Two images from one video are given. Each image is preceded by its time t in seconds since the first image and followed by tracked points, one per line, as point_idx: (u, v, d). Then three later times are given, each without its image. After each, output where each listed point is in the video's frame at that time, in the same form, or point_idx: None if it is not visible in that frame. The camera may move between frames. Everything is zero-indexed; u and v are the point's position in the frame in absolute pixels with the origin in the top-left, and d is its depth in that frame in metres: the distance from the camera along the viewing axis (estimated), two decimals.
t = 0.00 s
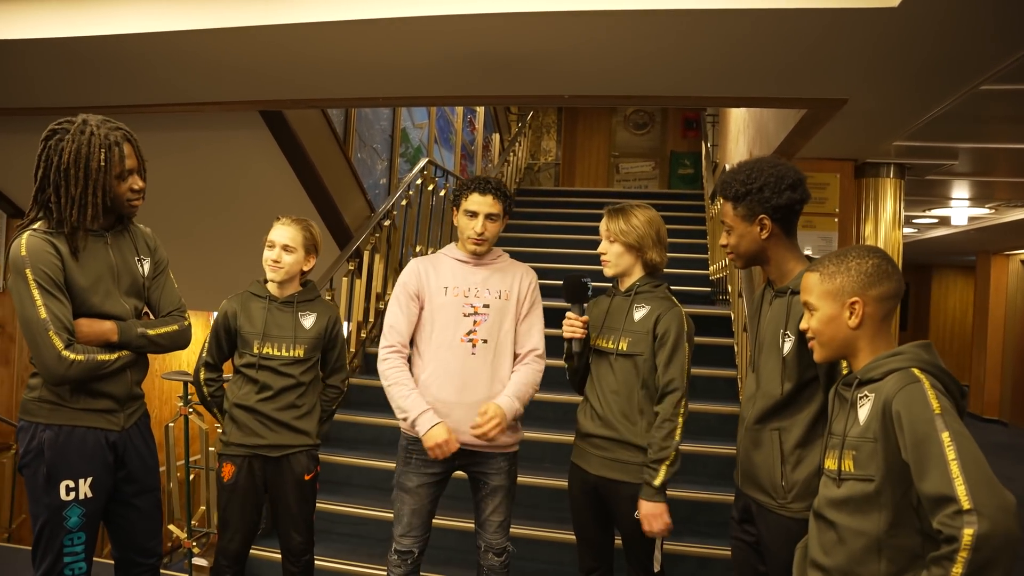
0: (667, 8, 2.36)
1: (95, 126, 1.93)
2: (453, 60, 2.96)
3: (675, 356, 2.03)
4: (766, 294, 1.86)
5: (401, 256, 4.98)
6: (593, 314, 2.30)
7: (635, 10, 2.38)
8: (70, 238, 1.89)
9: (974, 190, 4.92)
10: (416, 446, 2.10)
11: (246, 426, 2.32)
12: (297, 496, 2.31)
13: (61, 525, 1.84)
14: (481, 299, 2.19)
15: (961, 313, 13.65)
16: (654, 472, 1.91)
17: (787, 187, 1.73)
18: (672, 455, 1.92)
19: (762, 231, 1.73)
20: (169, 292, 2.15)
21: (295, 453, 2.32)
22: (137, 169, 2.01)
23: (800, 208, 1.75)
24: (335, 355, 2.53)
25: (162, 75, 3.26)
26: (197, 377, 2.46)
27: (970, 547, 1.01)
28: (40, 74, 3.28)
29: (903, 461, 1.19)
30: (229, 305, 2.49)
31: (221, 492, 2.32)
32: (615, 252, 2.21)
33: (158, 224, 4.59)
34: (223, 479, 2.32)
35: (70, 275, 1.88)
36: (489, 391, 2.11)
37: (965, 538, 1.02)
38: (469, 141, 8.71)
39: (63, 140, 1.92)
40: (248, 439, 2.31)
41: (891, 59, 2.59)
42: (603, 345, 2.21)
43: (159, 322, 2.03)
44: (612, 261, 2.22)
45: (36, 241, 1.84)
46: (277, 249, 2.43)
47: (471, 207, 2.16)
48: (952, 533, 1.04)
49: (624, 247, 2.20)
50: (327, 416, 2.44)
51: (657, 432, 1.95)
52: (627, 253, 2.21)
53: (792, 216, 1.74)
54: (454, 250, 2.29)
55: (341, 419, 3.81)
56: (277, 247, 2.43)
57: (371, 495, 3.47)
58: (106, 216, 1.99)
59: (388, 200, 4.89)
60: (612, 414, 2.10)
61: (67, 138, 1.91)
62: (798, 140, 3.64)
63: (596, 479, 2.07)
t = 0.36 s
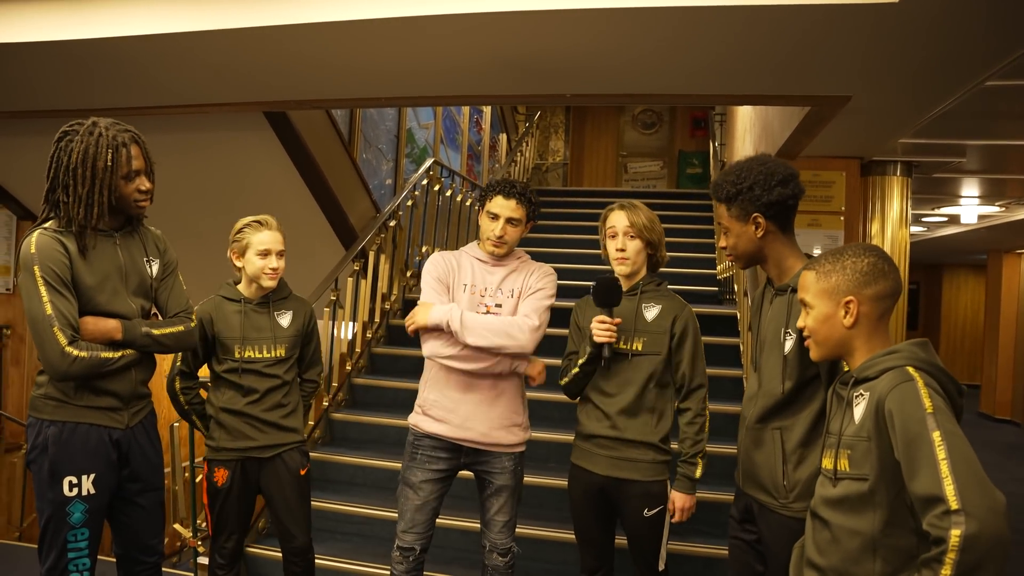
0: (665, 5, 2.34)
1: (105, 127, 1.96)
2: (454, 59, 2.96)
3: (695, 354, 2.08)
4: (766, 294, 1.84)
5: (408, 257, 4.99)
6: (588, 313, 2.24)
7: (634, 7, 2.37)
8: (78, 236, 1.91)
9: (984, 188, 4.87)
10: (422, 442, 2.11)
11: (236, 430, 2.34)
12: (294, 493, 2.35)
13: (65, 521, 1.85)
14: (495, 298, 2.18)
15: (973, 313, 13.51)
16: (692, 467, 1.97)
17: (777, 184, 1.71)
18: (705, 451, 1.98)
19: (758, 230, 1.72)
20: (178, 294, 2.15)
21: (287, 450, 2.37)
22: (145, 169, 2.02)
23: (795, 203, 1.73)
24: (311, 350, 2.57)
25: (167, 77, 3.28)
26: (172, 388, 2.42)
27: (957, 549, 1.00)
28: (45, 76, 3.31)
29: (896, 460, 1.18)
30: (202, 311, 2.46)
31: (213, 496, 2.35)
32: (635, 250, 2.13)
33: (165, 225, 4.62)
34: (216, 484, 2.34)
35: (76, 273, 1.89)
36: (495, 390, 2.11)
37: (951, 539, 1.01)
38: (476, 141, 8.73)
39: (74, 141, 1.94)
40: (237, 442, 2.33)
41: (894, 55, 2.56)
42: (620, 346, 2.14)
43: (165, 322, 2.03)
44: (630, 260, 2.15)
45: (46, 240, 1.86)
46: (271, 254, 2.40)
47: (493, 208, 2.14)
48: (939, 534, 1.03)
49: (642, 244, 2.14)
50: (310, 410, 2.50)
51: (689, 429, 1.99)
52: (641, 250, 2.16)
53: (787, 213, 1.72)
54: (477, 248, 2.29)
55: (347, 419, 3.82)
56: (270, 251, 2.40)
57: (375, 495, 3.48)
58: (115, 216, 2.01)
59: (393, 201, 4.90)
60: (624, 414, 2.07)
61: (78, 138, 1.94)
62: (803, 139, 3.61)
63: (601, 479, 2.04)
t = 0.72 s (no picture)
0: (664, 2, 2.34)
1: (125, 127, 1.99)
2: (456, 57, 2.95)
3: (698, 352, 2.11)
4: (770, 292, 1.83)
5: (415, 255, 5.00)
6: (589, 312, 2.22)
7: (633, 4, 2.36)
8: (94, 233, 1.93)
9: (997, 187, 4.80)
10: (420, 442, 2.12)
11: (236, 427, 2.35)
12: (294, 490, 2.36)
13: (69, 512, 1.86)
14: (493, 296, 2.18)
15: (988, 313, 13.34)
16: (699, 462, 1.96)
17: (754, 188, 1.69)
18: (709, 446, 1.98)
19: (745, 234, 1.73)
20: (191, 295, 2.15)
21: (287, 447, 2.39)
22: (163, 169, 2.03)
23: (777, 206, 1.67)
24: (311, 346, 2.59)
25: (174, 76, 3.31)
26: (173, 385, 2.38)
27: (948, 552, 0.99)
28: (54, 76, 3.35)
29: (891, 461, 1.17)
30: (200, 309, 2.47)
31: (213, 492, 2.36)
32: (638, 245, 2.11)
33: (174, 222, 4.66)
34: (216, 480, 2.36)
35: (89, 268, 1.91)
36: (494, 386, 2.11)
37: (943, 542, 1.00)
38: (485, 140, 8.74)
39: (95, 140, 1.97)
40: (237, 438, 2.34)
41: (899, 52, 2.54)
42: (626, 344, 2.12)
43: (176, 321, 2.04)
44: (633, 257, 2.12)
45: (63, 235, 1.88)
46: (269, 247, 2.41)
47: (496, 209, 2.14)
48: (931, 538, 1.02)
49: (643, 240, 2.12)
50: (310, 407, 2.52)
51: (694, 424, 2.00)
52: (643, 248, 2.14)
53: (774, 215, 1.67)
54: (475, 249, 2.29)
55: (353, 416, 3.84)
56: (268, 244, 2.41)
57: (380, 492, 3.49)
58: (132, 215, 2.03)
59: (400, 199, 4.92)
60: (632, 411, 2.05)
61: (99, 137, 1.97)
62: (809, 137, 3.59)
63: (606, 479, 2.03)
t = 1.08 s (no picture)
0: None
1: (130, 123, 1.98)
2: (449, 52, 2.94)
3: (683, 353, 2.00)
4: (759, 287, 1.83)
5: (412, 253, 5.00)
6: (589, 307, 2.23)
7: None
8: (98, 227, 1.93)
9: (997, 183, 4.78)
10: (411, 443, 2.10)
11: (232, 422, 2.35)
12: (290, 488, 2.34)
13: (67, 505, 1.84)
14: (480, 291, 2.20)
15: (990, 312, 13.29)
16: (669, 466, 1.89)
17: (798, 170, 1.73)
18: (688, 451, 1.89)
19: (769, 209, 1.71)
20: (194, 290, 2.15)
21: (283, 444, 2.36)
22: (166, 165, 2.03)
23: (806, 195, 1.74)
24: (311, 344, 2.58)
25: (169, 72, 3.30)
26: (174, 379, 2.41)
27: (940, 548, 0.97)
28: (50, 73, 3.34)
29: (880, 458, 1.15)
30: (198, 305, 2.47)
31: (211, 488, 2.35)
32: (613, 244, 2.13)
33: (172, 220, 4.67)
34: (212, 476, 2.34)
35: (91, 261, 1.90)
36: (487, 381, 2.11)
37: (936, 538, 0.98)
38: (483, 138, 8.73)
39: (100, 134, 1.97)
40: (235, 435, 2.33)
41: (892, 46, 2.53)
42: (605, 340, 2.13)
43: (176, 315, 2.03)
44: (610, 254, 2.15)
45: (66, 228, 1.88)
46: (267, 244, 2.40)
47: (491, 211, 2.13)
48: (925, 533, 1.00)
49: (622, 239, 2.12)
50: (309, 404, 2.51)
51: (672, 427, 1.91)
52: (625, 245, 2.13)
53: (799, 202, 1.73)
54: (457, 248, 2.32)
55: (350, 414, 3.84)
56: (265, 242, 2.40)
57: (376, 490, 3.48)
58: (135, 211, 2.02)
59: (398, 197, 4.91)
60: (618, 409, 2.05)
61: (104, 131, 1.96)
62: (805, 132, 3.57)
63: (593, 474, 2.04)
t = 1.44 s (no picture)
0: None
1: (139, 121, 1.99)
2: (453, 49, 2.94)
3: (681, 350, 1.97)
4: (762, 280, 1.82)
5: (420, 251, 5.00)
6: (597, 305, 2.23)
7: None
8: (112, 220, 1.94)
9: (1011, 176, 4.72)
10: (416, 440, 2.10)
11: (240, 420, 2.34)
12: (299, 485, 2.35)
13: (84, 501, 1.84)
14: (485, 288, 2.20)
15: (1006, 307, 13.13)
16: (650, 457, 1.87)
17: (819, 171, 1.73)
18: (673, 445, 1.88)
19: (788, 204, 1.69)
20: (208, 279, 2.15)
21: (291, 442, 2.36)
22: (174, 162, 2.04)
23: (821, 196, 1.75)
24: (317, 341, 2.58)
25: (176, 71, 3.32)
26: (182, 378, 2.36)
27: (952, 535, 0.96)
28: (59, 74, 3.37)
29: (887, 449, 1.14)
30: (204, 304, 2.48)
31: (220, 486, 2.35)
32: (614, 242, 2.13)
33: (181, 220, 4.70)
34: (221, 474, 2.35)
35: (108, 249, 1.90)
36: (491, 379, 2.10)
37: (948, 524, 0.97)
38: (492, 135, 8.72)
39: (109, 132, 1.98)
40: (243, 433, 2.33)
41: (900, 37, 2.50)
42: (606, 334, 2.15)
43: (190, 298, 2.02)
44: (611, 251, 2.15)
45: (81, 221, 1.89)
46: (277, 242, 2.41)
47: (504, 215, 2.13)
48: (936, 519, 0.98)
49: (623, 236, 2.12)
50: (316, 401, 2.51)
51: (661, 420, 1.90)
52: (626, 242, 2.13)
53: (813, 202, 1.74)
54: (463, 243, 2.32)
55: (359, 412, 3.85)
56: (275, 240, 2.41)
57: (385, 487, 3.49)
58: (145, 207, 2.03)
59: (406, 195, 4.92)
60: (621, 406, 2.04)
61: (113, 129, 1.97)
62: (813, 126, 3.54)
63: (598, 471, 2.03)
